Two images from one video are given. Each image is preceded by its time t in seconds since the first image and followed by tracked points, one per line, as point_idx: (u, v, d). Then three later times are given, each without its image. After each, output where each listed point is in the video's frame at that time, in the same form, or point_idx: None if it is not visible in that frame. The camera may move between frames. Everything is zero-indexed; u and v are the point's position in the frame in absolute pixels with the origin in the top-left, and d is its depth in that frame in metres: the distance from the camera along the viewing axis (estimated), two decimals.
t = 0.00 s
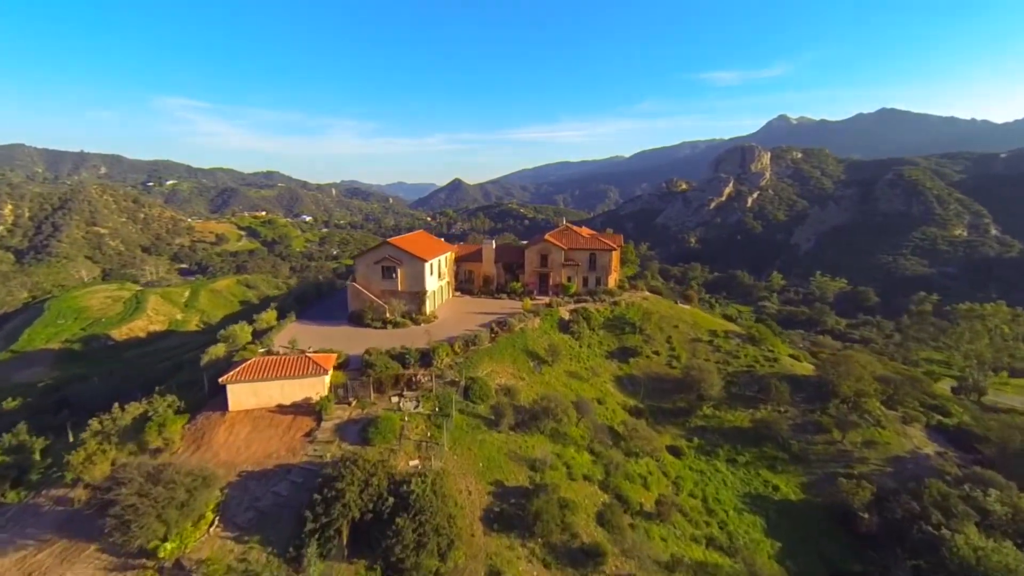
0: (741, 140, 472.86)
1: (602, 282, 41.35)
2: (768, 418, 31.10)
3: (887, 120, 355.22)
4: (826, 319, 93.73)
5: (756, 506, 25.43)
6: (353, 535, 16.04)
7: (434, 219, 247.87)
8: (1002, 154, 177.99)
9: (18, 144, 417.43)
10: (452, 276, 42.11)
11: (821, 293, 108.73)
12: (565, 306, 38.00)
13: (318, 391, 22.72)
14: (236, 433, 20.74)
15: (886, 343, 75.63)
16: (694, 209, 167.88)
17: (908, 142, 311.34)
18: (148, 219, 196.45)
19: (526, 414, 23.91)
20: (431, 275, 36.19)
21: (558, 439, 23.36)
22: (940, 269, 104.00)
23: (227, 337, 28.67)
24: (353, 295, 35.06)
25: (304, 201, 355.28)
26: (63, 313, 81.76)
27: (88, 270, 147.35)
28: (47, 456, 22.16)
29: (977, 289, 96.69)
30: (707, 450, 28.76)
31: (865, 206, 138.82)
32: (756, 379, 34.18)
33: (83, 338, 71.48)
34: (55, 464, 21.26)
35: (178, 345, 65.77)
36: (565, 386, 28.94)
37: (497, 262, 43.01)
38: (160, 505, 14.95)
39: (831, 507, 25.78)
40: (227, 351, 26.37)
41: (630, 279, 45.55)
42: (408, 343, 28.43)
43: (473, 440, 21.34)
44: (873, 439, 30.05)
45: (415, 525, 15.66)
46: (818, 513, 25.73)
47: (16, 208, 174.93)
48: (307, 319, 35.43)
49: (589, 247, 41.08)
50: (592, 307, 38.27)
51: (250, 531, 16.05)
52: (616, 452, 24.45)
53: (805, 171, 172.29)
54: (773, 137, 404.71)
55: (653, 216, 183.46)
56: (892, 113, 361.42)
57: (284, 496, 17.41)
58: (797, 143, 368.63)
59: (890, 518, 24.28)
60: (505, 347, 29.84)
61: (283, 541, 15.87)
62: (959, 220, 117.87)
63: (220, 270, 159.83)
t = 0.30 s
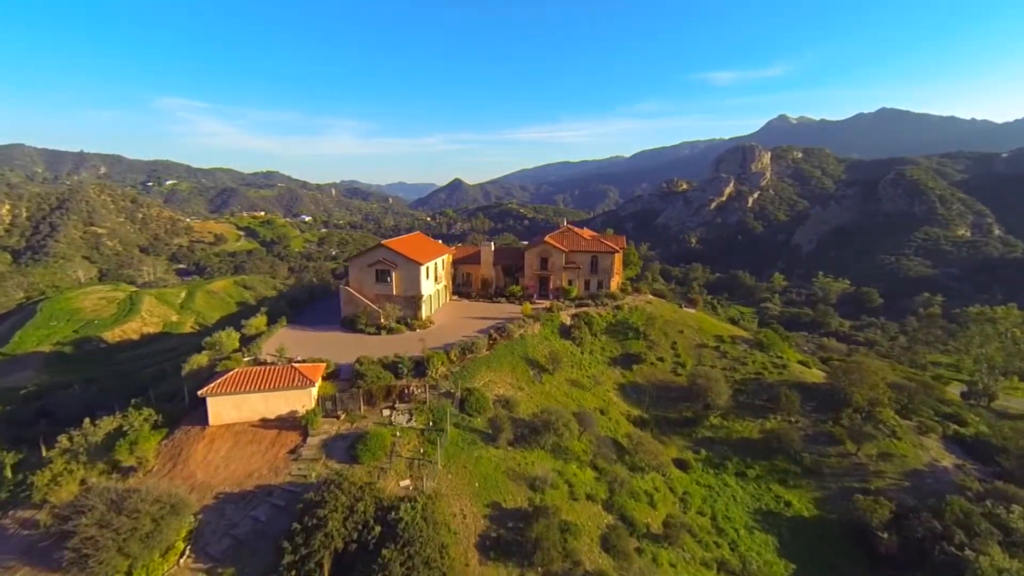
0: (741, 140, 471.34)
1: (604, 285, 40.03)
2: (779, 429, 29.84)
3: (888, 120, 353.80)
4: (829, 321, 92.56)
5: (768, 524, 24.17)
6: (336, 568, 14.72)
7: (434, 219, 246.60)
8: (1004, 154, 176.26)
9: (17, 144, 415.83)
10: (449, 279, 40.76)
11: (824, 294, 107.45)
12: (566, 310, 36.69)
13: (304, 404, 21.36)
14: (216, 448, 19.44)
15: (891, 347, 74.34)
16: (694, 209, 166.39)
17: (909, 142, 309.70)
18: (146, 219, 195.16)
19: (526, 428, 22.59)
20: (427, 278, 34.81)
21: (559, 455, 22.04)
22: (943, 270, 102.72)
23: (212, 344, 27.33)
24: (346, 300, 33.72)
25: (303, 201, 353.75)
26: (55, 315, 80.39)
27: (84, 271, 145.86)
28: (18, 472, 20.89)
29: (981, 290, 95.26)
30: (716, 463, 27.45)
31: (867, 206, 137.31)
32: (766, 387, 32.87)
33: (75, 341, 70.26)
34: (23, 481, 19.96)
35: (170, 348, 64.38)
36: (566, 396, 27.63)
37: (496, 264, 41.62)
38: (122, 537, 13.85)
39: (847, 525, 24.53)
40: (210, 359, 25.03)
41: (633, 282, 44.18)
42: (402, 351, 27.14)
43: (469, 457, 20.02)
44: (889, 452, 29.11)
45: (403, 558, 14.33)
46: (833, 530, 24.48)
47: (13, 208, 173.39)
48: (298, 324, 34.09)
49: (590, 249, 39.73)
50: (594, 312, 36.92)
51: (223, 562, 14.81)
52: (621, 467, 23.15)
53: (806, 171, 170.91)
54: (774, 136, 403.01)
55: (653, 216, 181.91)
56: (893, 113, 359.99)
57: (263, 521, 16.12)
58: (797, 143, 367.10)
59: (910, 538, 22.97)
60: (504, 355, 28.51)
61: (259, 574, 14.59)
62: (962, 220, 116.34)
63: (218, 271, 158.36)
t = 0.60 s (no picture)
0: (739, 140, 470.59)
1: (604, 288, 38.79)
2: (787, 440, 28.64)
3: (885, 120, 353.32)
4: (829, 322, 91.64)
5: (778, 542, 22.96)
6: None
7: (432, 219, 245.20)
8: (1002, 154, 175.49)
9: (12, 144, 412.54)
10: (445, 282, 39.48)
11: (823, 295, 106.49)
12: (565, 314, 35.44)
13: (288, 418, 19.99)
14: (190, 468, 18.11)
15: (893, 349, 73.37)
16: (692, 209, 165.25)
17: (906, 141, 309.37)
18: (141, 219, 193.30)
19: (524, 443, 21.31)
20: (421, 282, 33.47)
21: (559, 472, 20.75)
22: (943, 270, 101.87)
23: (194, 352, 26.04)
24: (337, 304, 32.40)
25: (301, 201, 351.63)
26: (43, 318, 78.88)
27: (78, 272, 144.04)
28: None
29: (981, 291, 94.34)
30: (723, 475, 26.23)
31: (865, 206, 136.31)
32: (773, 395, 31.71)
33: (63, 344, 68.75)
34: None
35: (160, 352, 62.92)
36: (566, 406, 26.36)
37: (493, 266, 40.32)
38: None
39: (861, 542, 23.35)
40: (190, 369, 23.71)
41: (633, 285, 42.95)
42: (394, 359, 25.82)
43: (463, 476, 18.75)
44: (903, 463, 28.07)
45: None
46: (847, 548, 23.26)
47: (6, 208, 171.25)
48: (287, 329, 32.80)
49: (590, 251, 38.47)
50: (595, 316, 35.71)
51: None
52: (624, 484, 21.92)
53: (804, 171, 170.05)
54: (772, 136, 402.38)
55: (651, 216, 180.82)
56: (890, 113, 359.78)
57: (238, 550, 14.85)
58: (795, 143, 366.69)
59: (929, 557, 21.74)
60: (500, 363, 27.25)
61: None
62: (961, 220, 115.49)
63: (212, 271, 156.65)
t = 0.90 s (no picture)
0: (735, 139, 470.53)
1: (604, 291, 37.58)
2: (796, 450, 27.40)
3: (881, 121, 353.70)
4: (828, 324, 90.73)
5: (788, 560, 21.78)
6: None
7: (428, 219, 243.27)
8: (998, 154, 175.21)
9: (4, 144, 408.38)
10: (439, 284, 38.19)
11: (822, 295, 105.63)
12: (563, 319, 34.17)
13: (267, 434, 18.71)
14: (160, 491, 16.99)
15: (893, 351, 72.39)
16: (689, 209, 164.32)
17: (902, 142, 309.60)
18: (133, 219, 190.81)
19: (520, 459, 20.07)
20: (414, 285, 32.15)
21: (557, 491, 19.52)
22: (942, 270, 101.17)
23: (172, 362, 24.79)
24: (326, 309, 31.08)
25: (296, 201, 349.22)
26: (28, 321, 77.19)
27: (69, 273, 141.94)
28: None
29: (980, 291, 93.72)
30: (729, 488, 25.03)
31: (863, 206, 135.47)
32: (779, 403, 30.49)
33: (48, 349, 66.97)
34: None
35: (147, 356, 61.38)
36: (564, 417, 25.12)
37: (488, 269, 39.01)
38: None
39: (875, 560, 22.18)
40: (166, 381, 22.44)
41: (632, 287, 41.67)
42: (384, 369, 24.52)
43: (455, 496, 17.48)
44: (915, 474, 26.92)
45: None
46: (860, 566, 22.11)
47: None
48: (273, 336, 31.49)
49: (589, 253, 37.25)
50: (594, 321, 34.50)
51: None
52: (627, 501, 20.71)
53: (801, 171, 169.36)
54: (768, 136, 401.90)
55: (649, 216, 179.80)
56: (885, 113, 360.20)
57: None
58: (791, 143, 366.44)
59: None
60: (496, 371, 25.97)
61: None
62: (959, 220, 114.87)
63: (206, 272, 154.71)
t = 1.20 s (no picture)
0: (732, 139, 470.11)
1: (603, 293, 36.52)
2: (804, 459, 26.33)
3: (877, 121, 353.74)
4: (828, 324, 89.80)
5: None
6: None
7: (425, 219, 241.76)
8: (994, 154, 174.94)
9: None
10: (434, 286, 37.03)
11: (821, 296, 104.75)
12: (562, 322, 33.09)
13: (247, 449, 17.61)
14: (130, 512, 15.88)
15: (894, 353, 71.42)
16: (687, 209, 163.44)
17: (899, 142, 309.31)
18: (128, 219, 189.02)
19: (517, 475, 18.99)
20: (407, 288, 31.00)
21: (557, 508, 18.44)
22: (941, 270, 100.43)
23: (151, 371, 23.67)
24: (316, 313, 29.93)
25: (293, 201, 347.26)
26: (15, 324, 76.00)
27: (62, 273, 140.24)
28: None
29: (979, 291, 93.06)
30: (735, 500, 23.96)
31: (861, 206, 134.63)
32: (785, 409, 29.44)
33: (36, 352, 65.57)
34: None
35: (137, 359, 60.13)
36: (563, 426, 24.05)
37: (485, 270, 37.88)
38: None
39: None
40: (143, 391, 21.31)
41: (632, 289, 40.60)
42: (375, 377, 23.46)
43: (448, 517, 16.37)
44: (927, 484, 25.91)
45: None
46: None
47: None
48: (261, 341, 30.34)
49: (588, 255, 36.20)
50: (594, 324, 33.42)
51: None
52: (630, 517, 19.63)
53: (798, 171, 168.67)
54: (766, 136, 401.37)
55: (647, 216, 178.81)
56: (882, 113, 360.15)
57: None
58: (789, 143, 365.90)
59: None
60: (492, 378, 24.85)
61: None
62: (957, 220, 114.21)
63: (200, 272, 153.17)
